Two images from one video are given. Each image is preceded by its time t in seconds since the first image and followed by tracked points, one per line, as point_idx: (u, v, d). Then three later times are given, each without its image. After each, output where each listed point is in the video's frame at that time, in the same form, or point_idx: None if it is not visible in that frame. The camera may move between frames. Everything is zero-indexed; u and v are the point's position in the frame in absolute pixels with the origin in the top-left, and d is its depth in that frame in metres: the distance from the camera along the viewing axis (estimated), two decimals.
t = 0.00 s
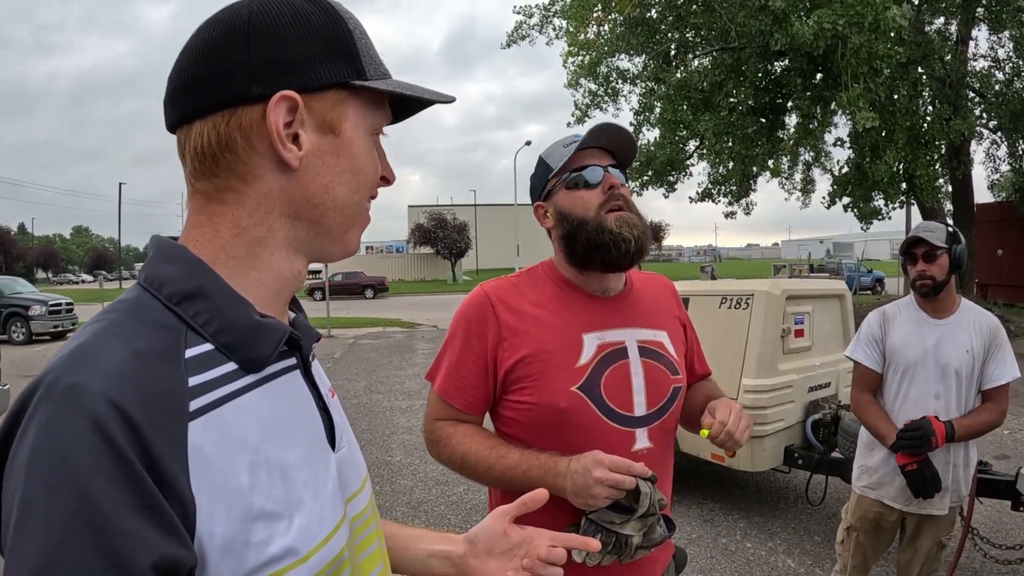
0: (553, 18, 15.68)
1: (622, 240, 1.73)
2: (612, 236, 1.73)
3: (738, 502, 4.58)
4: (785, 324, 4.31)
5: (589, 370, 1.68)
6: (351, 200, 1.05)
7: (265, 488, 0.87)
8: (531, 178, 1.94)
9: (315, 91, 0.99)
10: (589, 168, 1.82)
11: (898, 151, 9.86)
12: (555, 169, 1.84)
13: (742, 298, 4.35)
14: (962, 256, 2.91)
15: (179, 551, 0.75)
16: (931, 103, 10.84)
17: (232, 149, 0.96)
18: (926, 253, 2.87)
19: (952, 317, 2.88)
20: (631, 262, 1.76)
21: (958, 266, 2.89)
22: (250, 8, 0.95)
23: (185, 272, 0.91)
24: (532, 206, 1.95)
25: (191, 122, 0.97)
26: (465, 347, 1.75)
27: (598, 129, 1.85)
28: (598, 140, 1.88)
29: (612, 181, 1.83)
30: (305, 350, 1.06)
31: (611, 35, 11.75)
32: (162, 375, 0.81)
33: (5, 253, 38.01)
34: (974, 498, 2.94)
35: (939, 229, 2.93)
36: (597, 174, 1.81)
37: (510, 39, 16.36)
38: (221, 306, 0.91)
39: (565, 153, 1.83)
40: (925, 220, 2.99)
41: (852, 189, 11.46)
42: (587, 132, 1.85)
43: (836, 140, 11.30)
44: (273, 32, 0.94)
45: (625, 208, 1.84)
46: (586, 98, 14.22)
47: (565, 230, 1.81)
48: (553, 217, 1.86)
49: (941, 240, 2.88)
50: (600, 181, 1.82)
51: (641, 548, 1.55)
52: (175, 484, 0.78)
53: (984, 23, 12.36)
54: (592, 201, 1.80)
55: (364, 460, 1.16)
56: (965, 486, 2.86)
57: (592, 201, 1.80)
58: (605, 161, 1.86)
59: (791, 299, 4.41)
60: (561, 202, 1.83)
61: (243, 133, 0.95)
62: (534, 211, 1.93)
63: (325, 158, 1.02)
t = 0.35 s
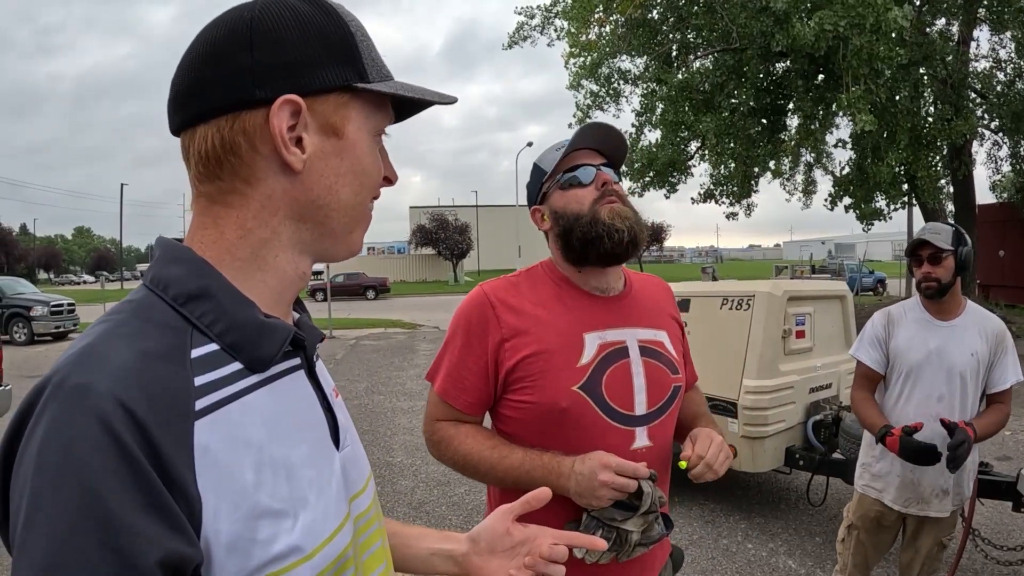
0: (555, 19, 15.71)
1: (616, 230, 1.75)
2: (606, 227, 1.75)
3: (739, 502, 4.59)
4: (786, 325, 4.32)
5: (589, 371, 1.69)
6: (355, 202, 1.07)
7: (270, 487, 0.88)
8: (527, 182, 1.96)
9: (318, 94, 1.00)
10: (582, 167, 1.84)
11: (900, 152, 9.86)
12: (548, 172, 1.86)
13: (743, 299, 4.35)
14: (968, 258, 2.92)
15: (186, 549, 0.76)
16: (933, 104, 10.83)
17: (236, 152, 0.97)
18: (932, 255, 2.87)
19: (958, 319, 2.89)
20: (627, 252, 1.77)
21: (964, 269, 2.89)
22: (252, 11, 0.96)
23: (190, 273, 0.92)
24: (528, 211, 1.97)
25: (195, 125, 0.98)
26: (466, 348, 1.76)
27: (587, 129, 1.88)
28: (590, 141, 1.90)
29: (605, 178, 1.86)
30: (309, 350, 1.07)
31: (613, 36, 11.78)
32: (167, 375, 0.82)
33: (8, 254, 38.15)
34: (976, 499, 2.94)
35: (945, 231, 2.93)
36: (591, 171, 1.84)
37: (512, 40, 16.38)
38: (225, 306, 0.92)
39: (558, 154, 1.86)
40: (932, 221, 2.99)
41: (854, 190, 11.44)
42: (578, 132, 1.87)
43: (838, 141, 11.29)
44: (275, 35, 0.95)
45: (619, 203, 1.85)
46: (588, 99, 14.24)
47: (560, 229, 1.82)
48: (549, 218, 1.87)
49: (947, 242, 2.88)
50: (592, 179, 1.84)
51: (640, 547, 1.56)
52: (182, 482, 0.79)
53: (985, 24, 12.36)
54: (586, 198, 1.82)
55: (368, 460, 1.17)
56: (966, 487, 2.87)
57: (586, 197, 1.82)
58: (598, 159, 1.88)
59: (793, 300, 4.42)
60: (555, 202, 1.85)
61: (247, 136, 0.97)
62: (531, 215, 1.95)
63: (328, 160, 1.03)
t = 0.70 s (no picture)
0: (556, 20, 15.72)
1: (608, 235, 1.74)
2: (599, 233, 1.75)
3: (741, 504, 4.59)
4: (788, 327, 4.32)
5: (590, 372, 1.69)
6: (357, 203, 1.07)
7: (275, 488, 0.89)
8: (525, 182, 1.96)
9: (319, 95, 1.01)
10: (576, 169, 1.83)
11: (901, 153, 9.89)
12: (544, 174, 1.86)
13: (745, 300, 4.35)
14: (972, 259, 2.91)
15: (190, 551, 0.77)
16: (935, 104, 10.81)
17: (239, 154, 0.98)
18: (936, 256, 2.87)
19: (962, 320, 2.87)
20: (620, 257, 1.77)
21: (968, 270, 2.89)
22: (252, 13, 0.97)
23: (192, 275, 0.93)
24: (526, 212, 1.98)
25: (196, 128, 0.99)
26: (465, 351, 1.76)
27: (582, 130, 1.87)
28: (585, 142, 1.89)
29: (600, 180, 1.84)
30: (314, 352, 1.08)
31: (614, 37, 11.79)
32: (171, 377, 0.82)
33: (11, 254, 38.27)
34: (978, 499, 2.94)
35: (949, 232, 2.93)
36: (585, 174, 1.83)
37: (514, 41, 16.40)
38: (228, 308, 0.92)
39: (553, 158, 1.86)
40: (936, 223, 2.99)
41: (856, 190, 11.42)
42: (573, 133, 1.86)
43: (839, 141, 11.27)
44: (276, 36, 0.96)
45: (614, 206, 1.84)
46: (590, 100, 14.26)
47: (554, 231, 1.83)
48: (545, 220, 1.88)
49: (951, 243, 2.88)
50: (586, 181, 1.83)
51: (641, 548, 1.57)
52: (185, 483, 0.79)
53: (987, 24, 12.36)
54: (580, 201, 1.81)
55: (372, 461, 1.18)
56: (968, 489, 2.86)
57: (579, 200, 1.81)
58: (593, 161, 1.87)
59: (795, 301, 4.42)
60: (550, 204, 1.85)
61: (250, 138, 0.97)
62: (529, 217, 1.96)
63: (332, 161, 1.04)
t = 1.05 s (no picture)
0: (558, 20, 15.74)
1: (604, 246, 1.74)
2: (595, 244, 1.75)
3: (743, 505, 4.59)
4: (789, 328, 4.33)
5: (587, 377, 1.70)
6: (356, 212, 1.08)
7: (277, 492, 0.90)
8: (523, 186, 1.97)
9: (318, 106, 1.02)
10: (574, 177, 1.83)
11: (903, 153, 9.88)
12: (542, 180, 1.86)
13: (746, 302, 4.35)
14: (971, 261, 2.92)
15: (193, 555, 0.78)
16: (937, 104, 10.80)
17: (239, 166, 0.99)
18: (935, 259, 2.88)
19: (961, 321, 2.89)
20: (615, 267, 1.77)
21: (967, 272, 2.89)
22: (251, 24, 0.98)
23: (193, 281, 0.94)
24: (524, 215, 1.98)
25: (197, 139, 1.00)
26: (463, 355, 1.77)
27: (582, 136, 1.87)
28: (583, 148, 1.89)
29: (597, 189, 1.84)
30: (315, 357, 1.09)
31: (616, 37, 11.79)
32: (174, 382, 0.84)
33: (14, 255, 38.43)
34: (978, 500, 2.94)
35: (949, 234, 2.93)
36: (585, 183, 1.83)
37: (515, 41, 16.42)
38: (230, 314, 0.94)
39: (552, 163, 1.85)
40: (934, 225, 3.00)
41: (858, 190, 11.40)
42: (571, 140, 1.86)
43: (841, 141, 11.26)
44: (275, 47, 0.97)
45: (612, 215, 1.83)
46: (591, 100, 14.26)
47: (551, 239, 1.84)
48: (542, 227, 1.89)
49: (951, 245, 2.89)
50: (583, 190, 1.83)
51: (639, 550, 1.57)
52: (187, 488, 0.80)
53: (989, 24, 12.34)
54: (577, 209, 1.81)
55: (374, 465, 1.19)
56: (966, 489, 2.86)
57: (576, 209, 1.82)
58: (592, 169, 1.87)
59: (796, 302, 4.42)
60: (547, 211, 1.86)
61: (250, 149, 0.99)
62: (527, 220, 1.97)
63: (332, 171, 1.05)
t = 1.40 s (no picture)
0: (559, 20, 15.74)
1: (602, 256, 1.73)
2: (594, 252, 1.74)
3: (744, 505, 4.58)
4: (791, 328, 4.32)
5: (586, 378, 1.70)
6: (354, 215, 1.08)
7: (275, 493, 0.90)
8: (526, 183, 1.96)
9: (318, 110, 1.02)
10: (579, 181, 1.83)
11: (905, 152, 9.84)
12: (547, 179, 1.85)
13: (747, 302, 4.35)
14: (967, 260, 2.89)
15: (191, 556, 0.78)
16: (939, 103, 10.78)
17: (237, 169, 0.99)
18: (930, 259, 2.87)
19: (957, 321, 2.88)
20: (611, 278, 1.77)
21: (963, 271, 2.87)
22: (251, 27, 0.98)
23: (191, 282, 0.94)
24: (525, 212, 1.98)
25: (195, 142, 1.00)
26: (461, 355, 1.77)
27: (592, 142, 1.87)
28: (591, 153, 1.88)
29: (601, 197, 1.83)
30: (311, 358, 1.09)
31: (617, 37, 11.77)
32: (173, 383, 0.84)
33: (17, 255, 38.54)
34: (979, 500, 2.93)
35: (943, 234, 2.92)
36: (589, 189, 1.82)
37: (516, 41, 16.42)
38: (228, 315, 0.94)
39: (558, 165, 1.84)
40: (930, 224, 2.99)
41: (860, 190, 11.37)
42: (580, 144, 1.85)
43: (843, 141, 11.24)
44: (274, 50, 0.97)
45: (614, 224, 1.83)
46: (593, 100, 14.26)
47: (550, 241, 1.84)
48: (542, 227, 1.89)
49: (945, 245, 2.87)
50: (588, 196, 1.82)
51: (638, 552, 1.56)
52: (185, 489, 0.80)
53: (992, 23, 12.32)
54: (579, 215, 1.81)
55: (369, 467, 1.19)
56: (966, 489, 2.85)
57: (579, 215, 1.81)
58: (598, 175, 1.86)
59: (797, 303, 4.41)
60: (549, 212, 1.86)
61: (248, 153, 0.99)
62: (527, 218, 1.97)
63: (330, 175, 1.05)
